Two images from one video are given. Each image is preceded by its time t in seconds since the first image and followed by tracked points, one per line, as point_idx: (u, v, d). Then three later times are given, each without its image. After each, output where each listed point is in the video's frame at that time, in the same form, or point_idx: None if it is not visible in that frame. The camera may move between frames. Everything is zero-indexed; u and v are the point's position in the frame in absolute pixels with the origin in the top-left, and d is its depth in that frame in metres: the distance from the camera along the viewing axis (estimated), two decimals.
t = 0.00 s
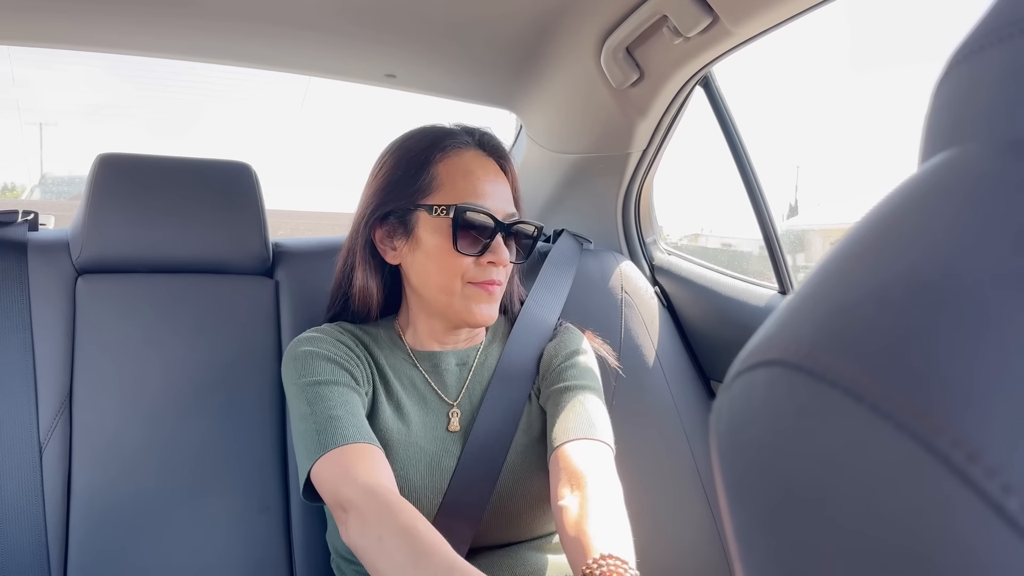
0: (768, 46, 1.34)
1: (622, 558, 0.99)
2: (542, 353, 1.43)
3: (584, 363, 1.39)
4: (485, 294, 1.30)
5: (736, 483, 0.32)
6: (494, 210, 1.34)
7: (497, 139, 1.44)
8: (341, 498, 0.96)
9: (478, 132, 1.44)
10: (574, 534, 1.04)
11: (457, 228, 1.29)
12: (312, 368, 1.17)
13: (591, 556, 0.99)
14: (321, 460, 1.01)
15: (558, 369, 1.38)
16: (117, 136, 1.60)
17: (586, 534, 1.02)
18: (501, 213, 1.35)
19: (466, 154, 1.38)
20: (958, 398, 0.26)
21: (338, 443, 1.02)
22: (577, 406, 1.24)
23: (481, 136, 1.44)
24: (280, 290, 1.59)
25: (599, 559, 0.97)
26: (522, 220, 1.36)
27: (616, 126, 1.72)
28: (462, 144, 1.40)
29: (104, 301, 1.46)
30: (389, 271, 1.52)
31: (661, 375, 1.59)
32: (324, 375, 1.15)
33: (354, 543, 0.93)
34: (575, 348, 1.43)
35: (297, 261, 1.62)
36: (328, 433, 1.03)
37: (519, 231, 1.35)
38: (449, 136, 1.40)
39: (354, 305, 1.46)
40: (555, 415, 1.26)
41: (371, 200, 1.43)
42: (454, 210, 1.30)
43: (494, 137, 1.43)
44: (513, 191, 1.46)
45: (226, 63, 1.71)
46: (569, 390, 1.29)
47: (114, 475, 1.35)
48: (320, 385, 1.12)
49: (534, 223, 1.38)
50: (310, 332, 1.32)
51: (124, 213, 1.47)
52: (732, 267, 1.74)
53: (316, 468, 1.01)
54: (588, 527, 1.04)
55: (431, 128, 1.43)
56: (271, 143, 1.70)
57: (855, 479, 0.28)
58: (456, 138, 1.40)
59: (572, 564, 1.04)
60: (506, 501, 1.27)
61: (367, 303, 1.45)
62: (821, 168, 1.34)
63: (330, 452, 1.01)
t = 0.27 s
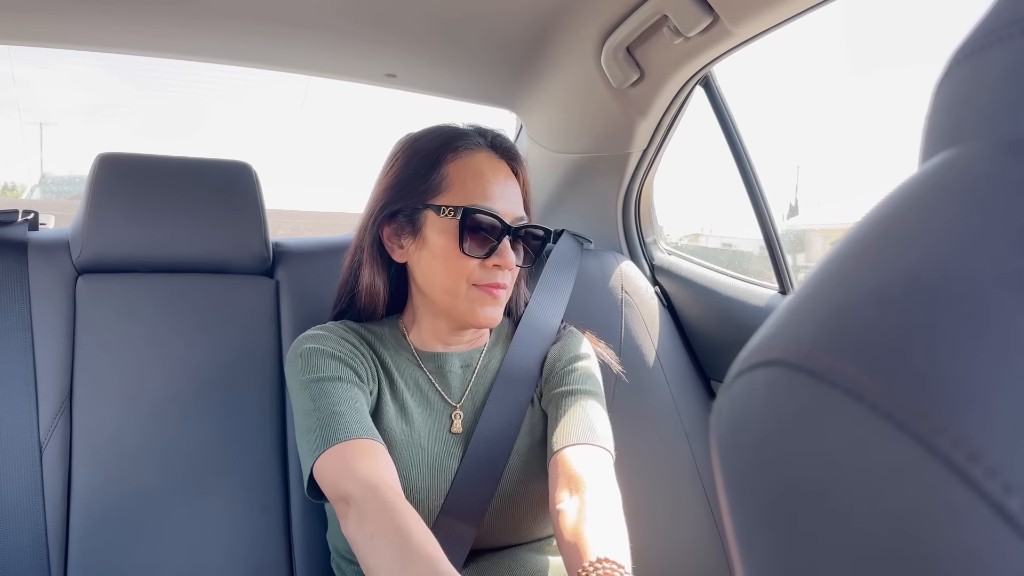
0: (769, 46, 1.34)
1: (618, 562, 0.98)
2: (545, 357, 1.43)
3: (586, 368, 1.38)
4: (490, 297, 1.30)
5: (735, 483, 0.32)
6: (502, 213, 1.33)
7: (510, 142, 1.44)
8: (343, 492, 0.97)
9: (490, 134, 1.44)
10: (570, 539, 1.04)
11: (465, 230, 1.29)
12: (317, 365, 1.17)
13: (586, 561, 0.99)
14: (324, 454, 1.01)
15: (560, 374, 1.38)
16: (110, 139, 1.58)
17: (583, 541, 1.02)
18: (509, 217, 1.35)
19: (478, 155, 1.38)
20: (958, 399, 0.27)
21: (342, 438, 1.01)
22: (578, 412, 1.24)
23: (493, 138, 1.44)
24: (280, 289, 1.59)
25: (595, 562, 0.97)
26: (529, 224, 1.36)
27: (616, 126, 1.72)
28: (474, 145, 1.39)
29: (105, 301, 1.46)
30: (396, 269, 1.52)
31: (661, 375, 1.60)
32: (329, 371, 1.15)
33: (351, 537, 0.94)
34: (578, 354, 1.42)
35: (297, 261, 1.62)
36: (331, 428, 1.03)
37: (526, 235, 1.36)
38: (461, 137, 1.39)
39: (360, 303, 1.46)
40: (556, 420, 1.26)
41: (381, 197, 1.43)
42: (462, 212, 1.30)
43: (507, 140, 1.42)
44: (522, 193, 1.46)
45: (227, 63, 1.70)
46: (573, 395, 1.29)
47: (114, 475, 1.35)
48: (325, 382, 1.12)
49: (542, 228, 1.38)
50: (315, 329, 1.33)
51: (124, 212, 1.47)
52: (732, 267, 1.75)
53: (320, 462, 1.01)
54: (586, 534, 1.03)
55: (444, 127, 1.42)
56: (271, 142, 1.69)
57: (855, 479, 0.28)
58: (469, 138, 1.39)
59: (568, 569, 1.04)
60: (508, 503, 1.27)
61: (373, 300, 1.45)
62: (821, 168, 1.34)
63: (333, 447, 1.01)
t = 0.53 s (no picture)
0: (769, 46, 1.34)
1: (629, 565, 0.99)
2: (543, 357, 1.43)
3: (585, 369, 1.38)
4: (490, 296, 1.30)
5: (732, 483, 0.32)
6: (501, 212, 1.34)
7: (509, 141, 1.44)
8: (342, 490, 0.97)
9: (489, 133, 1.44)
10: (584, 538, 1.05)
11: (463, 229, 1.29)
12: (317, 364, 1.17)
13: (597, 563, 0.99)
14: (322, 453, 1.01)
15: (559, 375, 1.37)
16: (114, 137, 1.58)
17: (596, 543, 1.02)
18: (508, 215, 1.35)
19: (476, 154, 1.38)
20: (955, 400, 0.26)
21: (341, 437, 1.01)
22: (580, 412, 1.24)
23: (493, 137, 1.44)
24: (279, 289, 1.59)
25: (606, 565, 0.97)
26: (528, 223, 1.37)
27: (616, 125, 1.72)
28: (473, 144, 1.39)
29: (104, 300, 1.46)
30: (396, 269, 1.52)
31: (660, 375, 1.60)
32: (330, 371, 1.15)
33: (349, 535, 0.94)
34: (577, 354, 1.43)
35: (297, 261, 1.62)
36: (331, 427, 1.03)
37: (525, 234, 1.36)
38: (460, 137, 1.39)
39: (361, 304, 1.45)
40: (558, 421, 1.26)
41: (380, 198, 1.43)
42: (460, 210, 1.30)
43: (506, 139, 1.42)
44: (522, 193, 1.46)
45: (227, 63, 1.70)
46: (575, 396, 1.29)
47: (113, 474, 1.35)
48: (325, 381, 1.12)
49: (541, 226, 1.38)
50: (316, 329, 1.33)
51: (124, 212, 1.47)
52: (731, 267, 1.75)
53: (318, 462, 1.00)
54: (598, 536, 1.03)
55: (442, 127, 1.42)
56: (270, 141, 1.69)
57: (851, 480, 0.28)
58: (467, 138, 1.40)
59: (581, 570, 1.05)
60: (509, 503, 1.27)
61: (374, 300, 1.45)
62: (821, 168, 1.33)
63: (332, 446, 1.01)
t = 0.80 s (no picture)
0: (770, 46, 1.34)
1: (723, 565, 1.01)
2: (546, 358, 1.43)
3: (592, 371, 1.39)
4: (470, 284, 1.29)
5: (733, 484, 0.32)
6: (476, 199, 1.33)
7: (493, 134, 1.44)
8: (340, 491, 0.96)
9: (472, 127, 1.44)
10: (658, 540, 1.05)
11: (433, 218, 1.29)
12: (316, 365, 1.17)
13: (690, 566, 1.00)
14: (321, 456, 1.00)
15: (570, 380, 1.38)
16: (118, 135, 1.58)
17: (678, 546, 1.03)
18: (484, 201, 1.33)
19: (454, 147, 1.39)
20: (956, 400, 0.26)
21: (339, 438, 1.01)
22: (612, 416, 1.24)
23: (473, 130, 1.44)
24: (280, 288, 1.59)
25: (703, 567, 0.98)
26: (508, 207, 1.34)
27: (616, 125, 1.72)
28: (451, 139, 1.41)
29: (104, 299, 1.46)
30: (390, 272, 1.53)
31: (661, 375, 1.60)
32: (328, 372, 1.15)
33: (347, 536, 0.93)
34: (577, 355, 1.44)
35: (297, 260, 1.62)
36: (329, 428, 1.03)
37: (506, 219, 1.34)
38: (438, 134, 1.41)
39: (355, 307, 1.46)
40: (584, 425, 1.26)
41: (368, 200, 1.47)
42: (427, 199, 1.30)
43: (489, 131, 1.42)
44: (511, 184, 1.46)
45: (229, 63, 1.70)
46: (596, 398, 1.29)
47: (113, 473, 1.35)
48: (324, 382, 1.12)
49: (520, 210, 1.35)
50: (312, 333, 1.32)
51: (124, 211, 1.47)
52: (731, 267, 1.75)
53: (316, 464, 1.00)
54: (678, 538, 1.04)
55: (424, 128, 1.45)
56: (270, 141, 1.70)
57: (852, 480, 0.28)
58: (446, 134, 1.41)
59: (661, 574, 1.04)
60: (508, 503, 1.25)
61: (368, 304, 1.46)
62: (822, 169, 1.33)
63: (331, 449, 1.00)
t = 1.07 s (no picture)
0: (775, 46, 1.34)
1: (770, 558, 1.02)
2: (554, 359, 1.44)
3: (603, 374, 1.40)
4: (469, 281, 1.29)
5: (753, 483, 0.33)
6: (475, 196, 1.33)
7: (494, 133, 1.43)
8: (347, 487, 0.96)
9: (474, 127, 1.44)
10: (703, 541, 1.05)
11: (432, 215, 1.29)
12: (323, 363, 1.17)
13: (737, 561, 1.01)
14: (328, 451, 1.01)
15: (584, 384, 1.39)
16: (122, 135, 1.58)
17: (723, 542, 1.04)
18: (483, 199, 1.33)
19: (454, 146, 1.39)
20: (980, 397, 0.26)
21: (346, 434, 1.02)
22: (636, 421, 1.24)
23: (473, 130, 1.43)
24: (285, 288, 1.59)
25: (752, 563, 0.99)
26: (508, 204, 1.34)
27: (620, 125, 1.72)
28: (452, 138, 1.41)
29: (110, 298, 1.46)
30: (392, 272, 1.53)
31: (665, 374, 1.60)
32: (334, 370, 1.15)
33: (354, 530, 0.92)
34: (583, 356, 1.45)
35: (302, 260, 1.62)
36: (335, 425, 1.03)
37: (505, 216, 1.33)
38: (439, 133, 1.42)
39: (359, 309, 1.46)
40: (607, 430, 1.26)
41: (371, 200, 1.47)
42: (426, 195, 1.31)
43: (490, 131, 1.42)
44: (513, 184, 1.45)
45: (234, 63, 1.71)
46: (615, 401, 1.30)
47: (119, 472, 1.35)
48: (330, 379, 1.13)
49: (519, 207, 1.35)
50: (320, 328, 1.33)
51: (130, 210, 1.48)
52: (735, 266, 1.75)
53: (324, 461, 1.00)
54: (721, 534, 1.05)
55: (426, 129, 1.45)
56: (275, 140, 1.70)
57: (875, 478, 0.28)
58: (447, 133, 1.41)
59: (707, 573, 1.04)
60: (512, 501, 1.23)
61: (372, 304, 1.46)
62: (826, 170, 1.33)
63: (337, 444, 1.01)
